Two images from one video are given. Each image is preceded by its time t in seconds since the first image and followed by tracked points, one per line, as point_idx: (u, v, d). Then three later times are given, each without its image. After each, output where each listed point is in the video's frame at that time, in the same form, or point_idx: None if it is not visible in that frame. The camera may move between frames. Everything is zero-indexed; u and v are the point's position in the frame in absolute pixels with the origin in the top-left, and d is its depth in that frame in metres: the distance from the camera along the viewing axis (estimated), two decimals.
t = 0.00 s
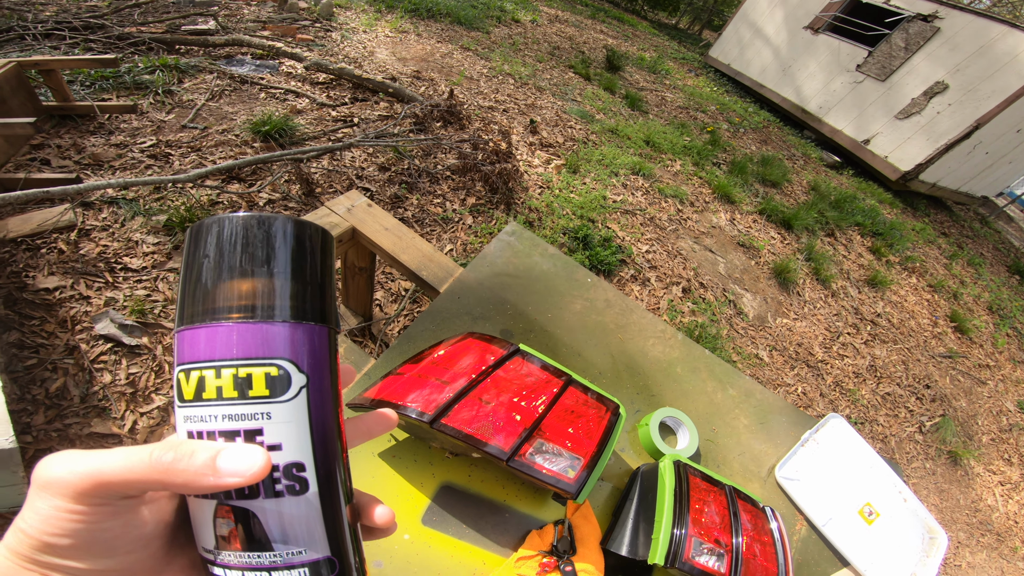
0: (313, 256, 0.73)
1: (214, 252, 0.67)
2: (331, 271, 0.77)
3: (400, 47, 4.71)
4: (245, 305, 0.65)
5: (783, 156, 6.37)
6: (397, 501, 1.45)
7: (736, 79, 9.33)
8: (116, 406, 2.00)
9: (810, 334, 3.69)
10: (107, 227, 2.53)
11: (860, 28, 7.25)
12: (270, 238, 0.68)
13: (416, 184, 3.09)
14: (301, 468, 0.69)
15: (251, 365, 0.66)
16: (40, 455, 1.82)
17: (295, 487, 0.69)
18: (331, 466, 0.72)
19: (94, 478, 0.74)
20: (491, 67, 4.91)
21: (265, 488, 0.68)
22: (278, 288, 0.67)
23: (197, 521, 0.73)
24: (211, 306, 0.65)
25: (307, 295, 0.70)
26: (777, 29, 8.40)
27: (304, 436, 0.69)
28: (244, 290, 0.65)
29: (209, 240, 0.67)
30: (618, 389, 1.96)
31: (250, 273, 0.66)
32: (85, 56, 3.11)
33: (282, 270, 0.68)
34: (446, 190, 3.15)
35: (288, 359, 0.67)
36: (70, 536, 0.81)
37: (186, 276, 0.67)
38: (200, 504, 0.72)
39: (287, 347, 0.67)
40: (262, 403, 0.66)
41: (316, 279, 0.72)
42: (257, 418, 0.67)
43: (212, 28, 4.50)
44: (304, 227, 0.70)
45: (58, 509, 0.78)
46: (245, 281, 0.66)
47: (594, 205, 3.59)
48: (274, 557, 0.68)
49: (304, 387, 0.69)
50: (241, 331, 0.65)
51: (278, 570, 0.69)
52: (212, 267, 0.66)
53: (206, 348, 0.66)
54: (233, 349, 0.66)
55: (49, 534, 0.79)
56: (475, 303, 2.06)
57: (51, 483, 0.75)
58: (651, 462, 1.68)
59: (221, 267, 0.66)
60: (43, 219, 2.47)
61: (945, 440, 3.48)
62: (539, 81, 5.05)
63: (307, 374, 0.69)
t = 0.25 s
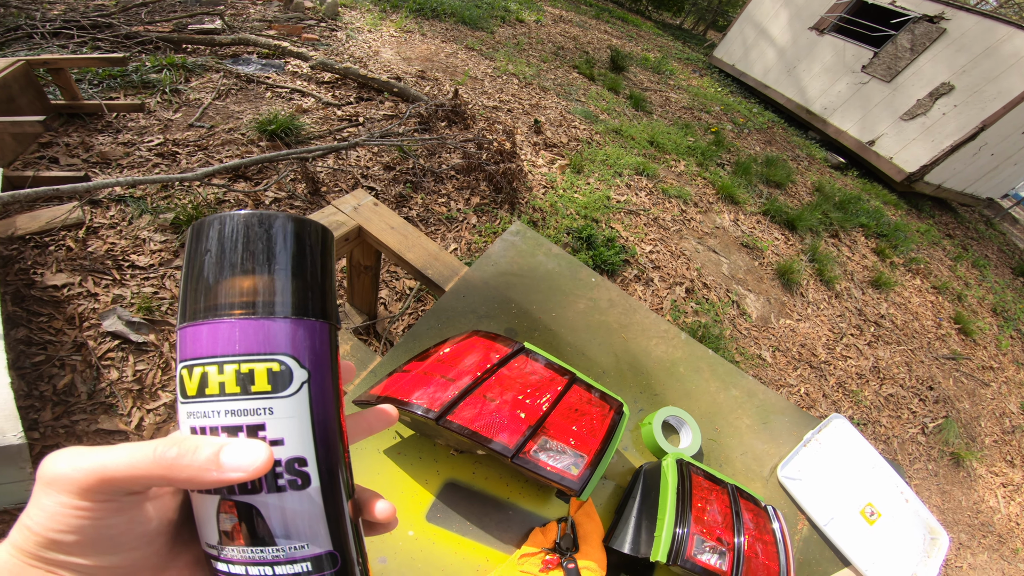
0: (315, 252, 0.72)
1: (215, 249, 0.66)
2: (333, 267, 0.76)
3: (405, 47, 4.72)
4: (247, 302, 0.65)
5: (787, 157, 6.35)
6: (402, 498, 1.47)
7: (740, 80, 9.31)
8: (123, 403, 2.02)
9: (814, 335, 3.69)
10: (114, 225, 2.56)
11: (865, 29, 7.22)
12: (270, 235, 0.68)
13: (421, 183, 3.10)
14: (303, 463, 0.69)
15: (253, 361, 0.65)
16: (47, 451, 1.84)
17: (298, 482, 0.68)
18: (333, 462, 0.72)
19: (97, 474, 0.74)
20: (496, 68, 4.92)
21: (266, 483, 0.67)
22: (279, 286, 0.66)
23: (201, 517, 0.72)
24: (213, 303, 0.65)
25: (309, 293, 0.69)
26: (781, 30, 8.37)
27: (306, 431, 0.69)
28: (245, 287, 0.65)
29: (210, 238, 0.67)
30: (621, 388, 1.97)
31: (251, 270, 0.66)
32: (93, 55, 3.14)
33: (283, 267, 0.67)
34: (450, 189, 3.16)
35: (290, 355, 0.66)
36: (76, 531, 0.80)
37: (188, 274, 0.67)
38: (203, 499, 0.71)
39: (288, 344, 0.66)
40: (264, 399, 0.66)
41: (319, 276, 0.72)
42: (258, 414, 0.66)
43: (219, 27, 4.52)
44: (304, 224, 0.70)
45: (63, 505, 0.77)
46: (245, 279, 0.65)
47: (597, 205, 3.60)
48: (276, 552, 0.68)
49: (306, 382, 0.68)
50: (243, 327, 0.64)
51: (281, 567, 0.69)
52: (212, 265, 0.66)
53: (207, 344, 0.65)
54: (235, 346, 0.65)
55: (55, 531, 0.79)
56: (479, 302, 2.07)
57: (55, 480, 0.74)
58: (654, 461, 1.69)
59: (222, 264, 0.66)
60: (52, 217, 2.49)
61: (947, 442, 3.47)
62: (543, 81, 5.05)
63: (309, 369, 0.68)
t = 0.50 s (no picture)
0: (294, 270, 0.72)
1: (192, 268, 0.66)
2: (313, 283, 0.76)
3: (407, 48, 4.74)
4: (224, 323, 0.64)
5: (789, 158, 6.34)
6: (401, 496, 1.48)
7: (742, 81, 9.29)
8: (125, 401, 2.04)
9: (814, 336, 3.69)
10: (118, 225, 2.57)
11: (868, 30, 7.20)
12: (248, 254, 0.67)
13: (422, 184, 3.11)
14: (280, 484, 0.69)
15: (228, 384, 0.65)
16: (50, 449, 1.86)
17: (275, 502, 0.69)
18: (311, 482, 0.72)
19: (74, 492, 0.72)
20: (498, 68, 4.93)
21: (244, 503, 0.68)
22: (258, 306, 0.66)
23: (179, 534, 0.73)
24: (190, 325, 0.64)
25: (288, 311, 0.69)
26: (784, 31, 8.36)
27: (283, 453, 0.69)
28: (222, 308, 0.64)
29: (187, 256, 0.66)
30: (620, 389, 1.97)
31: (228, 291, 0.65)
32: (97, 55, 3.15)
33: (261, 286, 0.67)
34: (451, 190, 3.17)
35: (267, 378, 0.66)
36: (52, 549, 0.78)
37: (165, 292, 0.66)
38: (179, 518, 0.72)
39: (266, 366, 0.66)
40: (240, 422, 0.66)
41: (298, 295, 0.71)
42: (234, 437, 0.66)
43: (222, 28, 4.55)
44: (283, 243, 0.69)
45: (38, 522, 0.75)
46: (223, 300, 0.65)
47: (598, 206, 3.61)
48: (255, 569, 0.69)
49: (283, 405, 0.68)
50: (219, 350, 0.64)
51: None
52: (189, 286, 0.66)
53: (183, 366, 0.65)
54: (211, 368, 0.65)
55: (29, 549, 0.76)
56: (479, 302, 2.08)
57: (30, 497, 0.72)
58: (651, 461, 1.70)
59: (199, 284, 0.65)
60: (56, 216, 2.51)
61: (947, 444, 3.47)
62: (545, 82, 5.06)
63: (286, 392, 0.68)
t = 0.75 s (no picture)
0: (277, 285, 0.72)
1: (172, 284, 0.66)
2: (297, 297, 0.76)
3: (411, 50, 4.76)
4: (203, 343, 0.64)
5: (792, 159, 6.33)
6: (405, 496, 1.49)
7: (745, 82, 9.28)
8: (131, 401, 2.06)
9: (817, 338, 3.68)
10: (124, 226, 2.59)
11: (871, 31, 7.19)
12: (231, 269, 0.67)
13: (426, 185, 3.12)
14: (268, 506, 0.70)
15: (207, 409, 0.66)
16: (57, 448, 1.87)
17: (264, 524, 0.70)
18: (300, 502, 0.73)
19: (53, 516, 0.72)
20: (501, 70, 4.94)
21: (233, 527, 0.69)
22: (239, 324, 0.66)
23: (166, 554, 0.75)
24: (169, 346, 0.65)
25: (270, 327, 0.69)
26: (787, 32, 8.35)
27: (268, 475, 0.70)
28: (203, 326, 0.65)
29: (167, 272, 0.66)
30: (623, 390, 1.98)
31: (209, 308, 0.66)
32: (104, 57, 3.18)
33: (243, 303, 0.67)
34: (455, 192, 3.19)
35: (248, 400, 0.67)
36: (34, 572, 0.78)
37: (144, 309, 0.66)
38: (165, 540, 0.74)
39: (249, 388, 0.67)
40: (222, 445, 0.67)
41: (281, 310, 0.72)
42: (218, 461, 0.67)
43: (227, 29, 4.57)
44: (265, 257, 0.69)
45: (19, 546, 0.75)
46: (205, 317, 0.65)
47: (601, 207, 3.61)
48: None
49: (268, 427, 0.69)
50: (198, 373, 0.65)
51: None
52: (169, 302, 0.66)
53: (162, 390, 0.66)
54: (190, 392, 0.66)
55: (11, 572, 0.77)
56: (483, 303, 2.09)
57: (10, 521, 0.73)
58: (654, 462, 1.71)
59: (180, 302, 0.66)
60: (63, 217, 2.54)
61: (951, 446, 3.46)
62: (548, 83, 5.07)
63: (270, 414, 0.69)
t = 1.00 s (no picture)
0: (283, 297, 0.73)
1: (183, 297, 0.68)
2: (303, 308, 0.77)
3: (411, 51, 4.77)
4: (212, 355, 0.66)
5: (791, 160, 6.33)
6: (403, 496, 1.50)
7: (745, 83, 9.28)
8: (132, 402, 2.08)
9: (816, 339, 3.69)
10: (125, 228, 2.61)
11: (871, 31, 7.19)
12: (238, 283, 0.68)
13: (425, 187, 3.14)
14: (274, 510, 0.71)
15: (217, 417, 0.67)
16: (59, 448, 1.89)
17: (270, 528, 0.72)
18: (305, 507, 0.74)
19: (70, 519, 0.74)
20: (501, 71, 4.95)
21: (240, 529, 0.70)
22: (246, 337, 0.67)
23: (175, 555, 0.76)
24: (179, 358, 0.66)
25: (275, 340, 0.71)
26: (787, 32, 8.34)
27: (275, 481, 0.71)
28: (211, 338, 0.66)
29: (178, 284, 0.68)
30: (619, 391, 1.99)
31: (217, 321, 0.67)
32: (105, 59, 3.19)
33: (249, 315, 0.68)
34: (454, 193, 3.20)
35: (256, 410, 0.68)
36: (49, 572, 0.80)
37: (156, 320, 0.68)
38: (175, 542, 0.75)
39: (256, 398, 0.68)
40: (231, 452, 0.68)
41: (286, 321, 0.73)
42: (227, 467, 0.69)
43: (227, 31, 4.59)
44: (272, 270, 0.70)
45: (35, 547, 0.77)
46: (212, 330, 0.66)
47: (600, 209, 3.62)
48: None
49: (275, 435, 0.70)
50: (208, 384, 0.66)
51: None
52: (178, 314, 0.67)
53: (174, 399, 0.67)
54: (201, 401, 0.67)
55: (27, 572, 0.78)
56: (480, 305, 2.10)
57: (26, 524, 0.74)
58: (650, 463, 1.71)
59: (189, 314, 0.67)
60: (64, 218, 2.55)
61: (951, 447, 3.46)
62: (547, 84, 5.08)
63: (278, 422, 0.70)
